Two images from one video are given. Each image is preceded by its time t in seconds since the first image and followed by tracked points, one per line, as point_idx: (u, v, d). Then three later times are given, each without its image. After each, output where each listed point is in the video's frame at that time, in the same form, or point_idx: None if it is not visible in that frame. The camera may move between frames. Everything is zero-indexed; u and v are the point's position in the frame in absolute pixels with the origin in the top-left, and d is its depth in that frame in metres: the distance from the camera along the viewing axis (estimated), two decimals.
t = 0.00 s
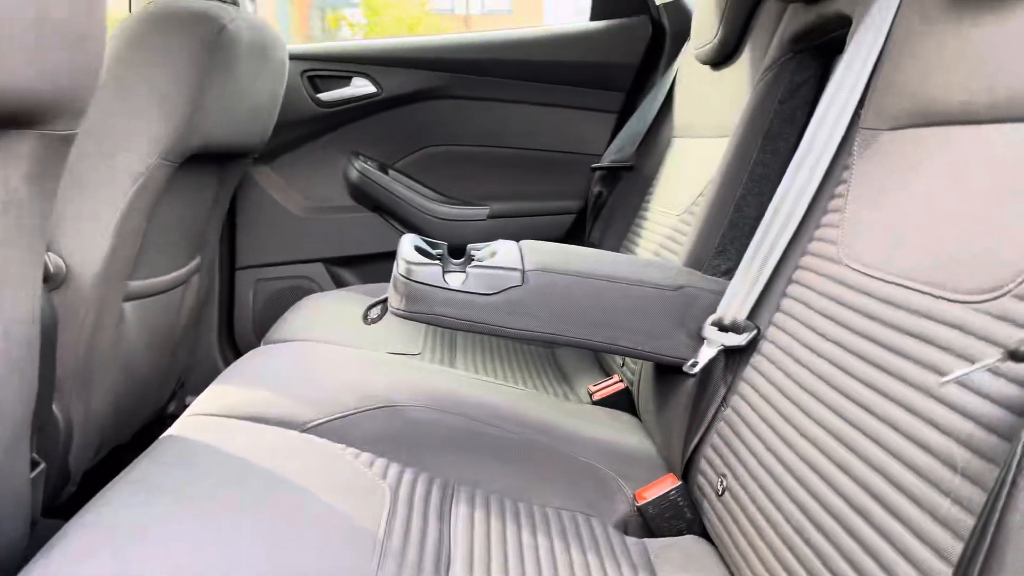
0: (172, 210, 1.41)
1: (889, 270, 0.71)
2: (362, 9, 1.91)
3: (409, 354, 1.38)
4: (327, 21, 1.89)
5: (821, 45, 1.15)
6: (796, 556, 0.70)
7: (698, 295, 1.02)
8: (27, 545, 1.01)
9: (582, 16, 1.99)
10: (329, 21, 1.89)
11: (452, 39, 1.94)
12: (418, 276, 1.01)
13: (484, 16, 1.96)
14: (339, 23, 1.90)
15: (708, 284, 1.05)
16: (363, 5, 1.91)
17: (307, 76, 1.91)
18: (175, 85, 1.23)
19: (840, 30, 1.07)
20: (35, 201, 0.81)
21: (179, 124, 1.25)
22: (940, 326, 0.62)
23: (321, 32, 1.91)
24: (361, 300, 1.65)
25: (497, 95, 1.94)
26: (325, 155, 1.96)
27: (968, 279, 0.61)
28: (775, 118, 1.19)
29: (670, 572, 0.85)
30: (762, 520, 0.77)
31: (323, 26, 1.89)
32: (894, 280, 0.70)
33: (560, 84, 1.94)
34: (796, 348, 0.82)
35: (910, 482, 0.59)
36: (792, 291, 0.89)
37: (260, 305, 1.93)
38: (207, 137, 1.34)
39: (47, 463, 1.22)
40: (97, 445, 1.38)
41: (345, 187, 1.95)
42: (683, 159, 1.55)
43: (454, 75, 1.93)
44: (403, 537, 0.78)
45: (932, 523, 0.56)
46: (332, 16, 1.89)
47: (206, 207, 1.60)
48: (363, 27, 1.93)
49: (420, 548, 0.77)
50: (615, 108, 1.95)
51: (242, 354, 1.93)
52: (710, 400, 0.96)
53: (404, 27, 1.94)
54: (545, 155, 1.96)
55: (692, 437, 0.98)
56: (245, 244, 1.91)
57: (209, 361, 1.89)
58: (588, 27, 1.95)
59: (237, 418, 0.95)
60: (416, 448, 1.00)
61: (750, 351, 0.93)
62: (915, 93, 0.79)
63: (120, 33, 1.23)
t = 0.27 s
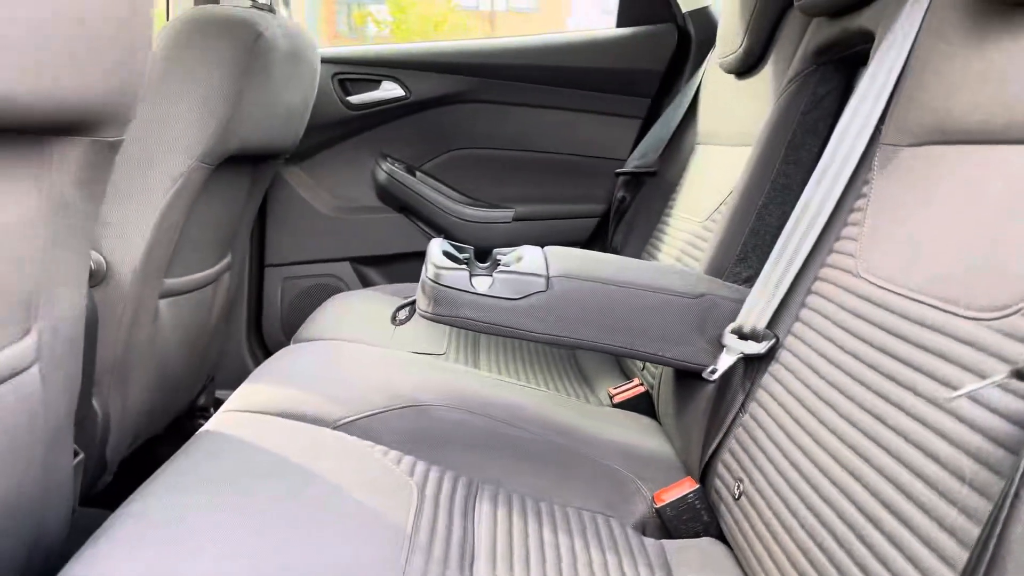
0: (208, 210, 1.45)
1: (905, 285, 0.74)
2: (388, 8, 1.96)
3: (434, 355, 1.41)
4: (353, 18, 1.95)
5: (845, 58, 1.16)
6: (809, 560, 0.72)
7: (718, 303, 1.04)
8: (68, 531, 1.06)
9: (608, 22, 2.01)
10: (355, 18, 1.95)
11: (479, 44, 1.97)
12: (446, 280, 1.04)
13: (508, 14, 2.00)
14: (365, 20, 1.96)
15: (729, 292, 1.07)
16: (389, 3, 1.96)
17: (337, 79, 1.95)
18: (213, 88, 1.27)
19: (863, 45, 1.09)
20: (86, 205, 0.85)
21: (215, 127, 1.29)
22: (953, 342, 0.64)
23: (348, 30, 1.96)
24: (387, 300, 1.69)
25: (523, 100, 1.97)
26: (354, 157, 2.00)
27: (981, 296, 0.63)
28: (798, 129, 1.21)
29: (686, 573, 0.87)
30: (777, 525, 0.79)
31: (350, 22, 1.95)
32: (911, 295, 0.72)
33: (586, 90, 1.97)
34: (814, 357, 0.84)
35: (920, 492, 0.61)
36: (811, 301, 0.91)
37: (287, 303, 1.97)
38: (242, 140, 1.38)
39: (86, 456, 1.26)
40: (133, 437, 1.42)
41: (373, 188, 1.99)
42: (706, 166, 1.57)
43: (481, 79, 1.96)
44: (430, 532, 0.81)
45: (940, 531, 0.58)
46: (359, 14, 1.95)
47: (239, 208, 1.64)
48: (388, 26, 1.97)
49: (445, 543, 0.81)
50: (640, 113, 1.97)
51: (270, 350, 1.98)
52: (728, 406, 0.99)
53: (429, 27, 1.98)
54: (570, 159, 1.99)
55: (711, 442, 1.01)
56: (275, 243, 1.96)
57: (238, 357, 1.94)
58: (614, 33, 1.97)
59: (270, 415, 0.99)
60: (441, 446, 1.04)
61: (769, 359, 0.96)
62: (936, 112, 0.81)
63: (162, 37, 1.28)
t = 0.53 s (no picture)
0: (222, 214, 1.48)
1: (901, 299, 0.76)
2: (401, 10, 1.95)
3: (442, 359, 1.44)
4: (365, 20, 1.94)
5: (849, 72, 1.18)
6: (805, 565, 0.74)
7: (721, 312, 1.07)
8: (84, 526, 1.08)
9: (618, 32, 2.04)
10: (367, 20, 1.94)
11: (490, 52, 2.00)
12: (455, 287, 1.07)
13: (522, 18, 2.00)
14: (377, 23, 1.95)
15: (731, 302, 1.09)
16: (402, 6, 1.94)
17: (350, 86, 1.98)
18: (224, 95, 1.30)
19: (867, 61, 1.11)
20: (108, 212, 0.88)
21: (229, 133, 1.31)
22: (945, 355, 0.66)
23: (360, 31, 1.95)
24: (396, 304, 1.72)
25: (533, 108, 2.00)
26: (365, 162, 2.03)
27: (973, 312, 0.65)
28: (803, 141, 1.22)
29: None
30: (774, 530, 0.81)
31: (362, 25, 1.94)
32: (906, 309, 0.74)
33: (595, 98, 1.99)
34: (813, 367, 0.86)
35: (911, 500, 0.63)
36: (811, 313, 0.93)
37: (299, 305, 2.00)
38: (256, 146, 1.40)
39: (102, 453, 1.28)
40: (146, 436, 1.45)
41: (384, 193, 2.02)
42: (712, 176, 1.59)
43: (492, 87, 1.99)
44: (437, 533, 0.84)
45: (929, 539, 0.60)
46: (370, 16, 1.94)
47: (253, 212, 1.67)
48: (400, 29, 1.97)
49: (451, 544, 0.83)
50: (648, 122, 2.00)
51: (281, 351, 2.01)
52: (729, 414, 1.01)
53: (440, 30, 1.99)
54: (579, 167, 2.01)
55: (712, 449, 1.03)
56: (287, 246, 1.99)
57: (250, 357, 1.97)
58: (624, 43, 2.00)
59: (280, 416, 1.01)
60: (448, 449, 1.06)
61: (769, 368, 0.98)
62: (935, 129, 0.83)
63: (180, 46, 1.32)
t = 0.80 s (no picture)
0: (229, 223, 1.51)
1: (894, 317, 0.78)
2: (405, 16, 1.96)
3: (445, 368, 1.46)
4: (370, 25, 1.97)
5: (847, 90, 1.20)
6: None
7: (720, 325, 1.09)
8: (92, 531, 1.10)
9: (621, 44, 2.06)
10: (372, 26, 1.97)
11: (495, 64, 2.02)
12: (459, 298, 1.09)
13: (527, 23, 2.00)
14: (382, 29, 1.98)
15: (730, 315, 1.11)
16: (406, 10, 1.96)
17: (356, 96, 2.00)
18: (231, 106, 1.32)
19: (864, 79, 1.13)
20: (120, 224, 0.90)
21: (235, 144, 1.33)
22: (935, 373, 0.68)
23: (365, 37, 1.98)
24: (400, 313, 1.74)
25: (537, 118, 2.02)
26: (370, 171, 2.05)
27: (962, 331, 0.67)
28: (802, 157, 1.24)
29: None
30: (769, 541, 0.83)
31: (367, 30, 1.97)
32: (899, 327, 0.76)
33: (598, 110, 2.01)
34: (809, 382, 0.88)
35: (901, 514, 0.65)
36: (808, 327, 0.95)
37: (303, 312, 2.02)
38: (264, 157, 1.42)
39: (109, 459, 1.30)
40: (152, 441, 1.47)
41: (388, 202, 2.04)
42: (713, 188, 1.61)
43: (496, 98, 2.01)
44: (440, 541, 0.86)
45: (917, 552, 0.62)
46: (375, 21, 1.97)
47: (259, 220, 1.69)
48: (405, 35, 1.98)
49: (453, 552, 0.85)
50: (650, 134, 2.02)
51: (284, 358, 2.03)
52: (727, 426, 1.03)
53: (445, 35, 1.99)
54: (581, 177, 2.03)
55: (710, 460, 1.04)
56: (291, 253, 2.01)
57: (254, 364, 1.99)
58: (627, 55, 2.02)
59: (285, 424, 1.03)
60: (450, 459, 1.08)
61: (766, 381, 1.00)
62: (928, 150, 0.85)
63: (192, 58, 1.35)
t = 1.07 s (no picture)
0: (236, 231, 1.53)
1: (883, 329, 0.80)
2: (408, 23, 2.00)
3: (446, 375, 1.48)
4: (375, 32, 1.99)
5: (843, 106, 1.23)
6: None
7: (716, 336, 1.11)
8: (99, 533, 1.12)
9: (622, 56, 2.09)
10: (376, 32, 1.99)
11: (497, 75, 2.05)
12: (460, 308, 1.11)
13: (529, 31, 2.03)
14: (386, 35, 2.00)
15: (726, 326, 1.13)
16: (410, 16, 2.00)
17: (360, 106, 2.03)
18: (237, 118, 1.35)
19: (858, 96, 1.15)
20: (131, 233, 0.92)
21: (240, 155, 1.36)
22: (922, 385, 0.70)
23: (369, 44, 2.00)
24: (402, 321, 1.76)
25: (539, 129, 2.05)
26: (374, 180, 2.07)
27: (948, 345, 0.69)
28: (798, 170, 1.27)
29: None
30: (762, 547, 0.85)
31: (371, 37, 1.99)
32: (888, 340, 0.78)
33: (599, 121, 2.04)
34: (801, 393, 0.90)
35: (888, 522, 0.67)
36: (802, 339, 0.97)
37: (306, 319, 2.04)
38: (271, 168, 1.44)
39: (116, 463, 1.32)
40: (158, 446, 1.49)
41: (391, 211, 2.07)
42: (711, 199, 1.63)
43: (498, 109, 2.04)
44: (441, 545, 0.88)
45: (902, 559, 0.64)
46: (379, 28, 1.98)
47: (264, 228, 1.72)
48: (409, 42, 2.03)
49: (454, 556, 0.87)
50: (651, 145, 2.04)
51: (288, 364, 2.05)
52: (723, 435, 1.05)
53: (448, 42, 2.04)
54: (582, 188, 2.06)
55: (705, 468, 1.07)
56: (296, 260, 2.03)
57: (258, 370, 2.01)
58: (628, 67, 2.05)
59: (290, 430, 1.05)
60: (451, 465, 1.10)
61: (761, 391, 1.02)
62: (917, 167, 0.87)
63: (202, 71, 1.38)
